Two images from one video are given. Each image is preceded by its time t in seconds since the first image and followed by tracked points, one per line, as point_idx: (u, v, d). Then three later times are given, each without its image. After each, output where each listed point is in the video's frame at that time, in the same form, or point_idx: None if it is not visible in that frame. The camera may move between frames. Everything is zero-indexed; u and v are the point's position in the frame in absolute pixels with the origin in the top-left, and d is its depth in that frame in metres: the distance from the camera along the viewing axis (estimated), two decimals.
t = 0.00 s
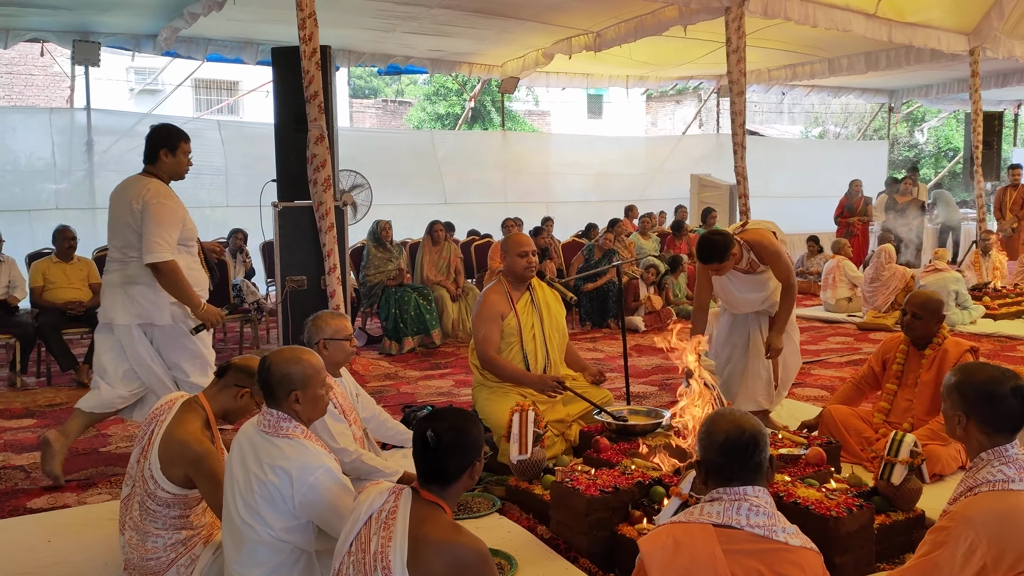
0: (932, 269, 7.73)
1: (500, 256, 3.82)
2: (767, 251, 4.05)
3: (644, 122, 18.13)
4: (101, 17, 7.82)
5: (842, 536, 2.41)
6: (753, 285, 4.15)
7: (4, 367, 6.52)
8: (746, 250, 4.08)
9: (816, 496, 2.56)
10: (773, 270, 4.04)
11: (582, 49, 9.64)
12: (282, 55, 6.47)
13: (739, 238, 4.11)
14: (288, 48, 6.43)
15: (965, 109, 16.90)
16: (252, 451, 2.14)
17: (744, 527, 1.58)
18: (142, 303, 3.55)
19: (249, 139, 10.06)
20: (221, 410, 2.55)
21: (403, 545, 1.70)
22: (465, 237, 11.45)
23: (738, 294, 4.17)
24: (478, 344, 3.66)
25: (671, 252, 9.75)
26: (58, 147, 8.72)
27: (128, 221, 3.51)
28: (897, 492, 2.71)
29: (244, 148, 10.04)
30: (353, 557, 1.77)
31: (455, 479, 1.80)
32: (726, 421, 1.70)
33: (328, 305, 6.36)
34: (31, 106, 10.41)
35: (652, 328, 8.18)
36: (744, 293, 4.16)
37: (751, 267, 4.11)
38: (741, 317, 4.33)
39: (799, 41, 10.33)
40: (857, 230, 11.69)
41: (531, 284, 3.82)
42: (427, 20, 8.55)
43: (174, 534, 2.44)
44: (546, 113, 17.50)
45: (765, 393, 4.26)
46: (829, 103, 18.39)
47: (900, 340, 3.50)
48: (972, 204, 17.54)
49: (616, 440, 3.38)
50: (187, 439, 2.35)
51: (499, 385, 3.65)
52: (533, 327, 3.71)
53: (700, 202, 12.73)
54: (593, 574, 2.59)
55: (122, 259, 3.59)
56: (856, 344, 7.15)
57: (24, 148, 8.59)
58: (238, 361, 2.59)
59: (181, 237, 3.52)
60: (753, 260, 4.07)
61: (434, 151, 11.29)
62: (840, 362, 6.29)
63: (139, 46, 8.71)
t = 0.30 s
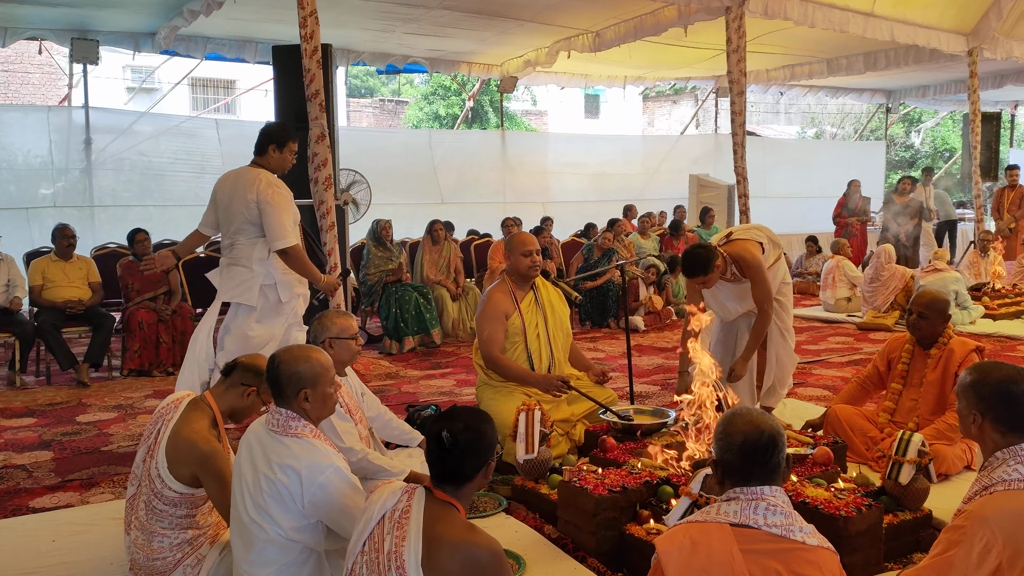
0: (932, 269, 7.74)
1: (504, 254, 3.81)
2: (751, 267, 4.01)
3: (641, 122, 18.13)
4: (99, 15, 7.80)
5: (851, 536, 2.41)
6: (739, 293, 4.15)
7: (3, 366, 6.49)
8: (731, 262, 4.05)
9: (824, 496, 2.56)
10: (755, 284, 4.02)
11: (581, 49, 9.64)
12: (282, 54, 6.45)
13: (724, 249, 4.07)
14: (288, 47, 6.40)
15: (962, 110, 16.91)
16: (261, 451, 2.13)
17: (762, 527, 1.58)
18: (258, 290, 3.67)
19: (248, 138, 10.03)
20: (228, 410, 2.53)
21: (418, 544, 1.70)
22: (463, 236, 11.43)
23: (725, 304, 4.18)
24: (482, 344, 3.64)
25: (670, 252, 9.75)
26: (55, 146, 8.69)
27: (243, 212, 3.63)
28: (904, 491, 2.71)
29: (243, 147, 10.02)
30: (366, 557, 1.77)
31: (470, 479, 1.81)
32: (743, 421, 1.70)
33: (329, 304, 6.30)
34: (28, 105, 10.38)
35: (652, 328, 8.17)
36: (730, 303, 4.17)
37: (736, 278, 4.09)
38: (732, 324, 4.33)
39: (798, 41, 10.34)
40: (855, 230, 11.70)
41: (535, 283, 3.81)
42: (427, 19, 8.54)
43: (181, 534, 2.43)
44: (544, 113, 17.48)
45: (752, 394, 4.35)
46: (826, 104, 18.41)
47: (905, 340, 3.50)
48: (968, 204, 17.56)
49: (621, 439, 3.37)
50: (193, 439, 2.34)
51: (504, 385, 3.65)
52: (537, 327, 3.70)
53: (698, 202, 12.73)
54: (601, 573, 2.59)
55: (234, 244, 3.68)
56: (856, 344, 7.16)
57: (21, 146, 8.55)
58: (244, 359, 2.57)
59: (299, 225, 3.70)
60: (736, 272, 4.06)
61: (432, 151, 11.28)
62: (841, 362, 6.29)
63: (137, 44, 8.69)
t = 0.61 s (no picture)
0: (928, 270, 7.75)
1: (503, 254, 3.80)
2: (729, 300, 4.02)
3: (637, 122, 18.16)
4: (96, 12, 7.77)
5: (852, 536, 2.41)
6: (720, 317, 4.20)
7: None
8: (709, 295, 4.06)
9: (824, 496, 2.57)
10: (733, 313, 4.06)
11: (579, 49, 9.63)
12: (280, 53, 6.43)
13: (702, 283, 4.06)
14: (286, 45, 6.39)
15: (957, 112, 16.96)
16: (261, 451, 2.12)
17: (770, 528, 1.57)
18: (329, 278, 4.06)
19: (244, 137, 10.00)
20: (230, 409, 2.52)
21: (421, 545, 1.70)
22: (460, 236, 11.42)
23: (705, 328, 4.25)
24: (481, 344, 3.64)
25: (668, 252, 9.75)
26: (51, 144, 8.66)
27: (315, 206, 3.99)
28: (904, 492, 2.71)
29: (239, 146, 9.99)
30: (369, 557, 1.76)
31: (474, 480, 1.81)
32: (757, 423, 1.67)
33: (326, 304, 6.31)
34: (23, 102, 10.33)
35: (649, 328, 8.18)
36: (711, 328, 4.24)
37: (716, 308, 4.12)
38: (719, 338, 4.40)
39: (795, 42, 10.35)
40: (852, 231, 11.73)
41: (534, 283, 3.80)
42: (425, 19, 8.52)
43: (179, 534, 2.42)
44: (540, 112, 17.47)
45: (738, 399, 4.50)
46: (821, 105, 18.44)
47: (904, 340, 3.51)
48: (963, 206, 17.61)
49: (621, 439, 3.37)
50: (193, 438, 2.33)
51: (502, 384, 3.64)
52: (536, 326, 3.70)
53: (695, 203, 12.74)
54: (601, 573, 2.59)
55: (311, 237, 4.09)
56: (853, 344, 7.17)
57: (17, 144, 8.51)
58: (245, 357, 2.57)
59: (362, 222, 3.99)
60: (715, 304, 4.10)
61: (429, 150, 11.26)
62: (838, 362, 6.30)
63: (134, 42, 8.66)
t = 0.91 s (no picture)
0: (930, 272, 7.73)
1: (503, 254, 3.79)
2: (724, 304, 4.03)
3: (638, 123, 18.15)
4: (96, 13, 7.77)
5: (854, 539, 2.39)
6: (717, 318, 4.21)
7: None
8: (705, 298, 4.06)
9: (827, 499, 2.55)
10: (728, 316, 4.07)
11: (580, 50, 9.62)
12: (280, 53, 6.43)
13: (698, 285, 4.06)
14: (287, 45, 6.38)
15: (959, 113, 16.92)
16: (261, 452, 2.11)
17: (778, 533, 1.56)
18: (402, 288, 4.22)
19: (245, 137, 9.99)
20: (229, 410, 2.51)
21: (421, 548, 1.69)
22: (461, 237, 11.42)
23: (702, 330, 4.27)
24: (481, 346, 3.63)
25: (669, 253, 9.74)
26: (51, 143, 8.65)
27: (393, 217, 4.21)
28: (906, 495, 2.69)
29: (240, 145, 9.97)
30: (369, 560, 1.75)
31: (476, 484, 1.80)
32: (766, 427, 1.65)
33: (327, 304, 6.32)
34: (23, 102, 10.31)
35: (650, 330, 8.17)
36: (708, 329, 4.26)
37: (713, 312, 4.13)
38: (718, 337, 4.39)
39: (797, 43, 10.33)
40: (853, 232, 11.72)
41: (535, 284, 3.79)
42: (426, 20, 8.51)
43: (178, 535, 2.41)
44: (541, 113, 17.44)
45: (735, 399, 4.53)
46: (822, 106, 18.43)
47: (906, 343, 3.50)
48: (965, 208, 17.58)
49: (622, 441, 3.35)
50: (193, 439, 2.33)
51: (503, 386, 3.63)
52: (536, 326, 3.69)
53: (696, 204, 12.73)
54: None
55: (393, 247, 4.31)
56: (855, 346, 7.16)
57: (18, 143, 8.51)
58: (244, 358, 2.56)
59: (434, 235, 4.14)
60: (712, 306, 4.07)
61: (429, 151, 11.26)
62: (839, 363, 6.29)
63: (135, 43, 8.66)
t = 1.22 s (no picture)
0: (939, 275, 7.68)
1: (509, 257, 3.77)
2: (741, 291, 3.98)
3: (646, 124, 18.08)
4: (105, 14, 7.79)
5: (862, 546, 2.36)
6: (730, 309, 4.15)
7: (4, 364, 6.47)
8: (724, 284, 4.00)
9: (835, 506, 2.52)
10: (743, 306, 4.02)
11: (588, 52, 9.60)
12: (288, 55, 6.44)
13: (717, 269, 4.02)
14: (294, 46, 6.38)
15: (969, 115, 16.81)
16: (264, 456, 2.10)
17: (785, 542, 1.53)
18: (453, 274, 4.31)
19: (253, 138, 10.00)
20: (236, 412, 2.50)
21: (423, 554, 1.67)
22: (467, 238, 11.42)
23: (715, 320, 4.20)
24: (485, 349, 3.60)
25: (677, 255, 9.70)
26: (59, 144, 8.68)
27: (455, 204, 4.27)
28: (915, 501, 2.65)
29: (248, 147, 9.98)
30: (370, 565, 1.73)
31: (480, 489, 1.78)
32: (774, 434, 1.62)
33: (333, 305, 6.31)
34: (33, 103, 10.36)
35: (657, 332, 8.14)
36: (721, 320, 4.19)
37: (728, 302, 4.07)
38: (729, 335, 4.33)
39: (806, 44, 10.28)
40: (862, 235, 11.66)
41: (540, 287, 3.77)
42: (433, 22, 8.50)
43: (181, 538, 2.39)
44: (549, 114, 17.43)
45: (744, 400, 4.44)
46: (831, 108, 18.35)
47: (916, 347, 3.46)
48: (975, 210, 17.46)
49: (628, 445, 3.33)
50: (198, 441, 2.31)
51: (507, 389, 3.61)
52: (541, 329, 3.67)
53: (703, 206, 12.69)
54: None
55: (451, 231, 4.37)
56: (863, 350, 7.11)
57: (26, 144, 8.54)
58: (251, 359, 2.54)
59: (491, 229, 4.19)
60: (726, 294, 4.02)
61: (436, 153, 11.25)
62: (847, 367, 6.25)
63: (143, 44, 8.68)
